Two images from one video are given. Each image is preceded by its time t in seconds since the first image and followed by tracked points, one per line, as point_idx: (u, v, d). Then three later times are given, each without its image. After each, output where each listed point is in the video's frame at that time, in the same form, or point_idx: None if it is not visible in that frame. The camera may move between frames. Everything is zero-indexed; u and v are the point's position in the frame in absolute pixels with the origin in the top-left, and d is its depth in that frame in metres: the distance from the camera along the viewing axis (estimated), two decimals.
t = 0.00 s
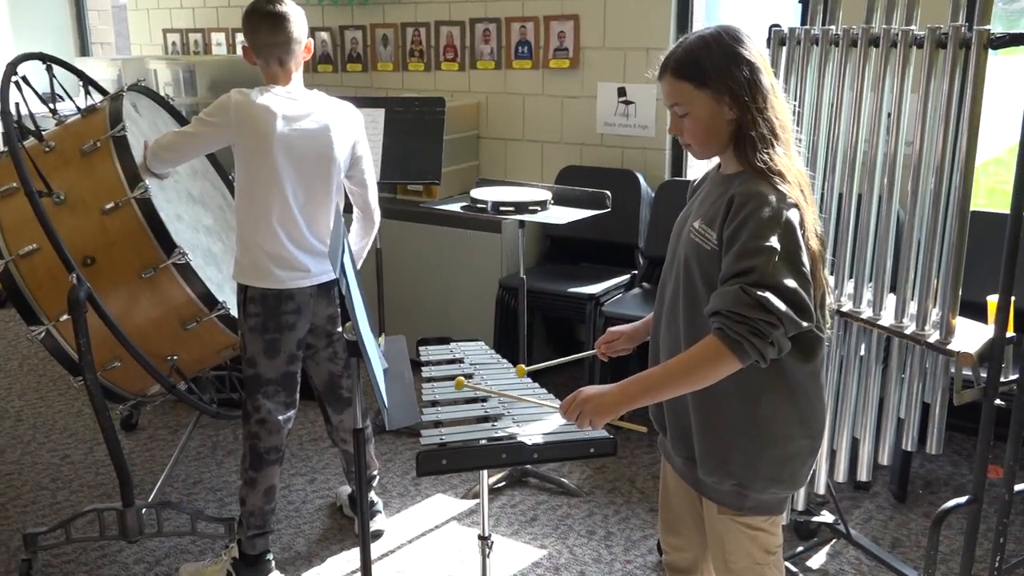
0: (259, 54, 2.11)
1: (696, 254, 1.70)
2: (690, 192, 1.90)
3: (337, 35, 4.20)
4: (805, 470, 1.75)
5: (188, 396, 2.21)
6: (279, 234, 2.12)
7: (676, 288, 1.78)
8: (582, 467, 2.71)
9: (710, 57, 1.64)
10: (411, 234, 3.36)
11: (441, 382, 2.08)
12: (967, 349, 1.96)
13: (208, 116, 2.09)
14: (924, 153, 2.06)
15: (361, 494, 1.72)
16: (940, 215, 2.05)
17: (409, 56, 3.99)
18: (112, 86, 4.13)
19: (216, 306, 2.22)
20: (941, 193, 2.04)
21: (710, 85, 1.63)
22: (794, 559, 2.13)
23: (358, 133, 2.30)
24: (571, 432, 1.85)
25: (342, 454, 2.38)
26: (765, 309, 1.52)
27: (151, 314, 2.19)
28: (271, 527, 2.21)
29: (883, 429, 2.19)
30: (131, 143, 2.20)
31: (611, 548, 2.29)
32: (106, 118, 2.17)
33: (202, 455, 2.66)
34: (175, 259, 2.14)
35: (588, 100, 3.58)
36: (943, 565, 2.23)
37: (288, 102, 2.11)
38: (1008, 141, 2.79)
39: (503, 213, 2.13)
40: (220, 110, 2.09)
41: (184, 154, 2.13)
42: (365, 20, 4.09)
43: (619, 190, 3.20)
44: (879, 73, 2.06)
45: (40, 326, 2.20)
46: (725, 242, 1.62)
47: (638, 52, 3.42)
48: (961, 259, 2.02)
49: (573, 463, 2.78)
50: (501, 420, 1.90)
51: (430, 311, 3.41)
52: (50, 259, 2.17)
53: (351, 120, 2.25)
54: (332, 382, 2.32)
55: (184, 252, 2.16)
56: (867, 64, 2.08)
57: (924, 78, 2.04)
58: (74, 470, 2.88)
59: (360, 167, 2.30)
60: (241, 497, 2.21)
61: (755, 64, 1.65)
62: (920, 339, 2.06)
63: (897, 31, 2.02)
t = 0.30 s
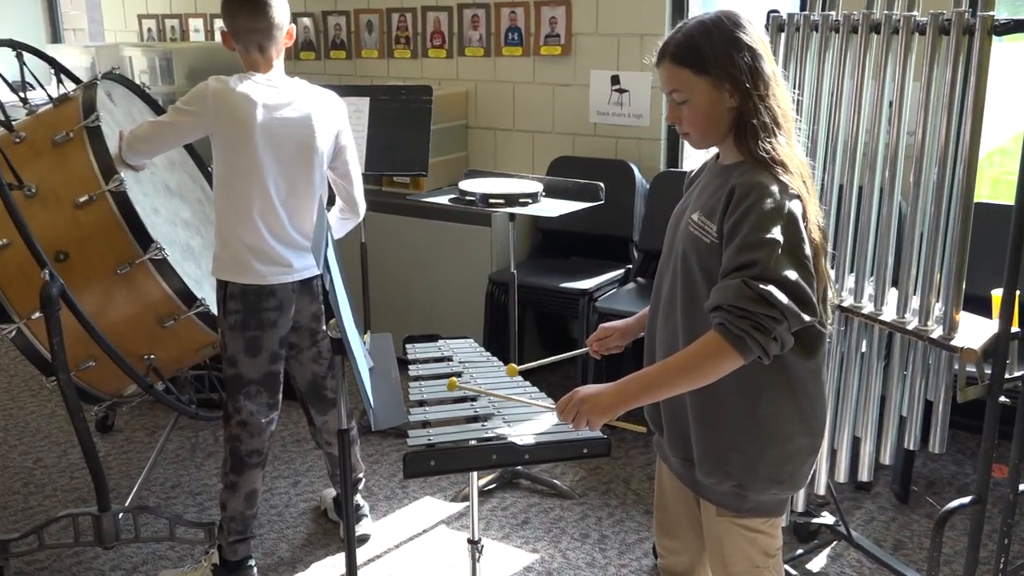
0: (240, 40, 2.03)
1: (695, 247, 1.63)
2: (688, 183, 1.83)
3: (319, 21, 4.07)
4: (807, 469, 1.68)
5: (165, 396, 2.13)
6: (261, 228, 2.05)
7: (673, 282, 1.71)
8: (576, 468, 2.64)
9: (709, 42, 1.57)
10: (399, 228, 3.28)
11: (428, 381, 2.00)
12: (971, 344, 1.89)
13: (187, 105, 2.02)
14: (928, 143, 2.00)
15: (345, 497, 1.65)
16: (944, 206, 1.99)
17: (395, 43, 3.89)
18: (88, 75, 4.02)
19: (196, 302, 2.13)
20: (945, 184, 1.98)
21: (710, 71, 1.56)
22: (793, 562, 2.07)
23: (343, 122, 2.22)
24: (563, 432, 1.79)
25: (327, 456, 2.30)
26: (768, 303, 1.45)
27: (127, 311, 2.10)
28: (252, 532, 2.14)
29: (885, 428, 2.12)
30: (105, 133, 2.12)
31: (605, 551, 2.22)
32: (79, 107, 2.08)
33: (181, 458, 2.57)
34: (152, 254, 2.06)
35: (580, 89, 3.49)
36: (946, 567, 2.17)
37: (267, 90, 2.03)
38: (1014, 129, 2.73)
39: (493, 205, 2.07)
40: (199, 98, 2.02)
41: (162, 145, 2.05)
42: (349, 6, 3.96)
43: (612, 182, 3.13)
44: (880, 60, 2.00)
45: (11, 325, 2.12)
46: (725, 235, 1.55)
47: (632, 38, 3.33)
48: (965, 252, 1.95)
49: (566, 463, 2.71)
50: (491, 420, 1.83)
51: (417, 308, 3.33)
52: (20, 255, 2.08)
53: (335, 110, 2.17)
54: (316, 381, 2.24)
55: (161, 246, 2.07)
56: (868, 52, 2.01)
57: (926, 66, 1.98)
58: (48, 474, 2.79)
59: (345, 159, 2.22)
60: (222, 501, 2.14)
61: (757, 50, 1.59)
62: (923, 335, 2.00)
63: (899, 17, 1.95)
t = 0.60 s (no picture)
0: (211, 28, 1.95)
1: (685, 242, 1.56)
2: (678, 175, 1.76)
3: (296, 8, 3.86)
4: (802, 470, 1.62)
5: (137, 399, 2.05)
6: (235, 224, 1.97)
7: (662, 278, 1.64)
8: (564, 471, 2.57)
9: (700, 29, 1.50)
10: (381, 224, 3.20)
11: (410, 382, 1.92)
12: (970, 341, 1.84)
13: (156, 96, 1.93)
14: (925, 134, 1.94)
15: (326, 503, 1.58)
16: (941, 200, 1.93)
17: (375, 31, 3.70)
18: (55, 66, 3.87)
19: (168, 302, 2.05)
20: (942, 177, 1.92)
21: (700, 59, 1.49)
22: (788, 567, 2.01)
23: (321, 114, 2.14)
24: (551, 433, 1.72)
25: (306, 460, 2.22)
26: (757, 299, 1.39)
27: (96, 311, 2.01)
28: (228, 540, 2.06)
29: (882, 427, 2.06)
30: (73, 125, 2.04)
31: (594, 557, 2.16)
32: (45, 98, 2.00)
33: (154, 464, 2.49)
34: (122, 251, 1.97)
35: (568, 79, 3.37)
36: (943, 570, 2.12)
37: (241, 81, 1.95)
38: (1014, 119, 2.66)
39: (477, 198, 1.99)
40: (168, 89, 1.93)
41: (131, 138, 1.97)
42: None
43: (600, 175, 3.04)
44: (875, 49, 1.94)
45: None
46: (715, 229, 1.48)
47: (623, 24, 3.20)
48: (963, 247, 1.90)
49: (554, 466, 2.64)
50: (476, 422, 1.76)
51: (398, 306, 3.25)
52: None
53: (311, 101, 2.09)
54: (294, 382, 2.16)
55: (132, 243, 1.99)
56: (864, 41, 1.95)
57: (922, 55, 1.92)
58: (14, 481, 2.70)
59: (323, 150, 2.15)
60: (196, 507, 2.06)
61: (749, 38, 1.52)
62: (920, 332, 1.94)
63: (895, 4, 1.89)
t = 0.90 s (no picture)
0: (186, 17, 1.87)
1: (674, 239, 1.47)
2: (670, 170, 1.69)
3: None
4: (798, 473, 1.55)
5: (111, 403, 1.97)
6: (213, 221, 1.90)
7: (652, 277, 1.54)
8: (555, 476, 2.50)
9: (691, 19, 1.43)
10: (365, 221, 3.12)
11: (395, 384, 1.85)
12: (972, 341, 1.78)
13: (129, 88, 1.86)
14: (925, 126, 1.87)
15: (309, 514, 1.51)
16: (943, 194, 1.87)
17: (358, 20, 3.56)
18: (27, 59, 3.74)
19: (143, 301, 1.96)
20: (943, 170, 1.86)
21: (692, 49, 1.42)
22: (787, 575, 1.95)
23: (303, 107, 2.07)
24: (541, 436, 1.65)
25: (287, 466, 2.15)
26: (748, 298, 1.31)
27: (68, 311, 1.93)
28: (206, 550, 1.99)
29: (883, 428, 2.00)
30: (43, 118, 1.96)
31: (587, 565, 2.09)
32: (14, 90, 1.91)
33: (129, 470, 2.41)
34: (95, 248, 1.89)
35: (558, 69, 3.22)
36: None
37: (217, 71, 1.88)
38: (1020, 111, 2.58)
39: (464, 193, 1.93)
40: (142, 80, 1.86)
41: (104, 132, 1.89)
42: None
43: (591, 169, 2.96)
44: (875, 37, 1.88)
45: None
46: (704, 226, 1.40)
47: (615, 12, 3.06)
48: (966, 243, 1.83)
49: (545, 470, 2.57)
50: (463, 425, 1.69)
51: (381, 305, 3.18)
52: None
53: (291, 92, 2.01)
54: (274, 385, 2.09)
55: (105, 241, 1.91)
56: (863, 30, 1.89)
57: (922, 43, 1.86)
58: None
59: (304, 141, 2.07)
60: (174, 515, 1.99)
61: (742, 29, 1.45)
62: (922, 331, 1.89)
63: None
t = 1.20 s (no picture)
0: (155, 9, 1.79)
1: (665, 239, 1.40)
2: (659, 166, 1.62)
3: None
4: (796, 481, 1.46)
5: (78, 413, 1.88)
6: (186, 221, 1.82)
7: (643, 278, 1.47)
8: (543, 485, 2.42)
9: (677, 10, 1.35)
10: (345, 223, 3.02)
11: (376, 391, 1.77)
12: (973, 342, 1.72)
13: (96, 83, 1.78)
14: (924, 120, 1.81)
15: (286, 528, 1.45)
16: (943, 191, 1.80)
17: (335, 12, 3.45)
18: None
19: (112, 305, 1.87)
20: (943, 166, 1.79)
21: (678, 44, 1.34)
22: None
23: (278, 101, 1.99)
24: (528, 443, 1.58)
25: (263, 477, 2.06)
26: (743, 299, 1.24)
27: (32, 316, 1.83)
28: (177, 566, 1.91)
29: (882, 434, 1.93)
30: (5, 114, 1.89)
31: None
32: None
33: (97, 482, 2.33)
34: (62, 251, 1.79)
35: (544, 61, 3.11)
36: None
37: (187, 65, 1.80)
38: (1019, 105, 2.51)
39: (448, 191, 1.86)
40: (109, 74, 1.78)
41: (69, 130, 1.81)
42: None
43: (579, 167, 2.88)
44: (872, 28, 1.81)
45: None
46: (697, 225, 1.32)
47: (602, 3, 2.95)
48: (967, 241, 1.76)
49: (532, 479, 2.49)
50: (446, 433, 1.61)
51: (361, 310, 3.08)
52: None
53: (266, 86, 1.93)
54: (250, 393, 2.00)
55: (71, 242, 1.82)
56: (861, 21, 1.83)
57: (921, 34, 1.79)
58: None
59: (280, 136, 1.99)
60: (144, 529, 1.91)
61: (732, 21, 1.36)
62: (922, 332, 1.82)
63: None
